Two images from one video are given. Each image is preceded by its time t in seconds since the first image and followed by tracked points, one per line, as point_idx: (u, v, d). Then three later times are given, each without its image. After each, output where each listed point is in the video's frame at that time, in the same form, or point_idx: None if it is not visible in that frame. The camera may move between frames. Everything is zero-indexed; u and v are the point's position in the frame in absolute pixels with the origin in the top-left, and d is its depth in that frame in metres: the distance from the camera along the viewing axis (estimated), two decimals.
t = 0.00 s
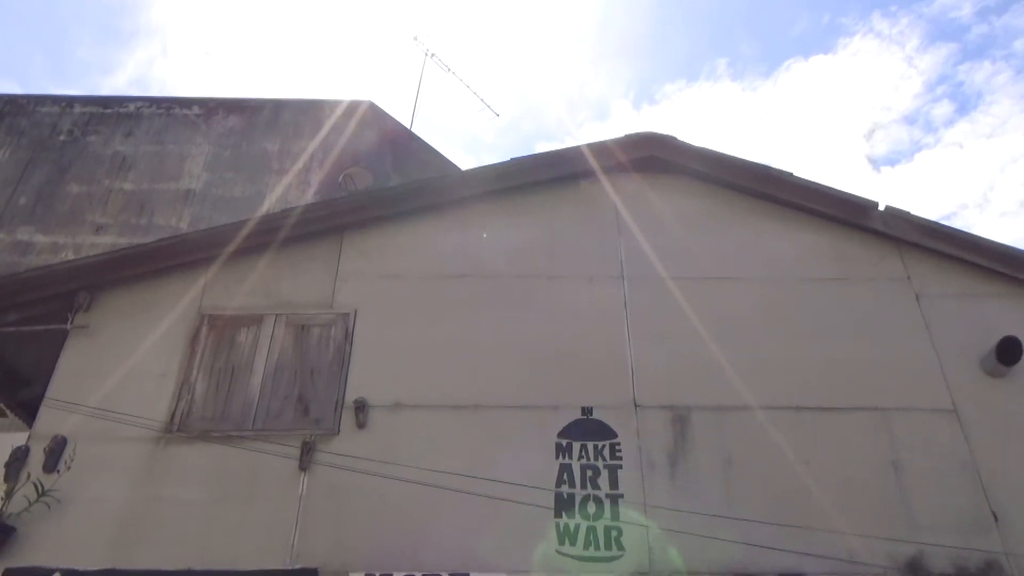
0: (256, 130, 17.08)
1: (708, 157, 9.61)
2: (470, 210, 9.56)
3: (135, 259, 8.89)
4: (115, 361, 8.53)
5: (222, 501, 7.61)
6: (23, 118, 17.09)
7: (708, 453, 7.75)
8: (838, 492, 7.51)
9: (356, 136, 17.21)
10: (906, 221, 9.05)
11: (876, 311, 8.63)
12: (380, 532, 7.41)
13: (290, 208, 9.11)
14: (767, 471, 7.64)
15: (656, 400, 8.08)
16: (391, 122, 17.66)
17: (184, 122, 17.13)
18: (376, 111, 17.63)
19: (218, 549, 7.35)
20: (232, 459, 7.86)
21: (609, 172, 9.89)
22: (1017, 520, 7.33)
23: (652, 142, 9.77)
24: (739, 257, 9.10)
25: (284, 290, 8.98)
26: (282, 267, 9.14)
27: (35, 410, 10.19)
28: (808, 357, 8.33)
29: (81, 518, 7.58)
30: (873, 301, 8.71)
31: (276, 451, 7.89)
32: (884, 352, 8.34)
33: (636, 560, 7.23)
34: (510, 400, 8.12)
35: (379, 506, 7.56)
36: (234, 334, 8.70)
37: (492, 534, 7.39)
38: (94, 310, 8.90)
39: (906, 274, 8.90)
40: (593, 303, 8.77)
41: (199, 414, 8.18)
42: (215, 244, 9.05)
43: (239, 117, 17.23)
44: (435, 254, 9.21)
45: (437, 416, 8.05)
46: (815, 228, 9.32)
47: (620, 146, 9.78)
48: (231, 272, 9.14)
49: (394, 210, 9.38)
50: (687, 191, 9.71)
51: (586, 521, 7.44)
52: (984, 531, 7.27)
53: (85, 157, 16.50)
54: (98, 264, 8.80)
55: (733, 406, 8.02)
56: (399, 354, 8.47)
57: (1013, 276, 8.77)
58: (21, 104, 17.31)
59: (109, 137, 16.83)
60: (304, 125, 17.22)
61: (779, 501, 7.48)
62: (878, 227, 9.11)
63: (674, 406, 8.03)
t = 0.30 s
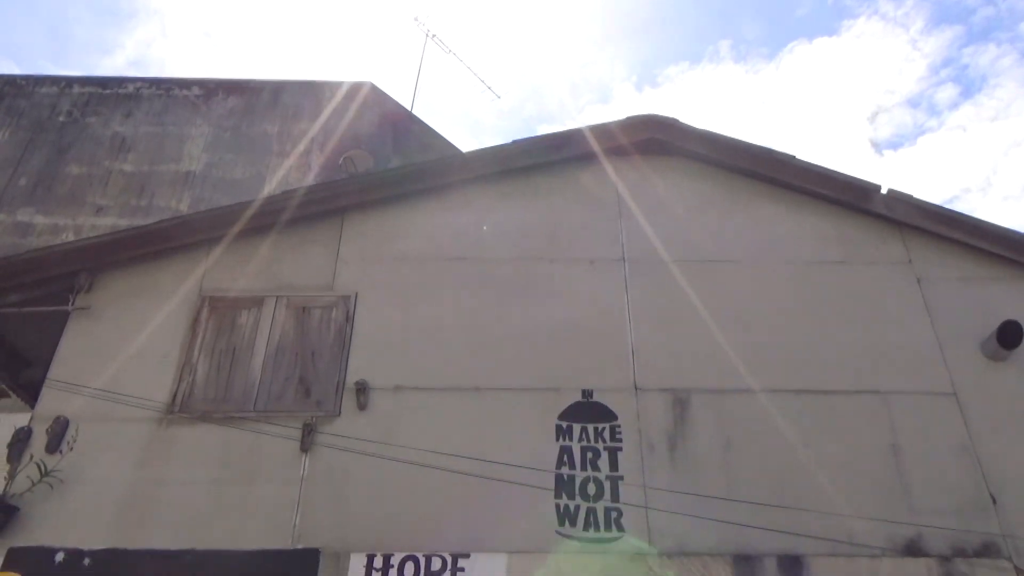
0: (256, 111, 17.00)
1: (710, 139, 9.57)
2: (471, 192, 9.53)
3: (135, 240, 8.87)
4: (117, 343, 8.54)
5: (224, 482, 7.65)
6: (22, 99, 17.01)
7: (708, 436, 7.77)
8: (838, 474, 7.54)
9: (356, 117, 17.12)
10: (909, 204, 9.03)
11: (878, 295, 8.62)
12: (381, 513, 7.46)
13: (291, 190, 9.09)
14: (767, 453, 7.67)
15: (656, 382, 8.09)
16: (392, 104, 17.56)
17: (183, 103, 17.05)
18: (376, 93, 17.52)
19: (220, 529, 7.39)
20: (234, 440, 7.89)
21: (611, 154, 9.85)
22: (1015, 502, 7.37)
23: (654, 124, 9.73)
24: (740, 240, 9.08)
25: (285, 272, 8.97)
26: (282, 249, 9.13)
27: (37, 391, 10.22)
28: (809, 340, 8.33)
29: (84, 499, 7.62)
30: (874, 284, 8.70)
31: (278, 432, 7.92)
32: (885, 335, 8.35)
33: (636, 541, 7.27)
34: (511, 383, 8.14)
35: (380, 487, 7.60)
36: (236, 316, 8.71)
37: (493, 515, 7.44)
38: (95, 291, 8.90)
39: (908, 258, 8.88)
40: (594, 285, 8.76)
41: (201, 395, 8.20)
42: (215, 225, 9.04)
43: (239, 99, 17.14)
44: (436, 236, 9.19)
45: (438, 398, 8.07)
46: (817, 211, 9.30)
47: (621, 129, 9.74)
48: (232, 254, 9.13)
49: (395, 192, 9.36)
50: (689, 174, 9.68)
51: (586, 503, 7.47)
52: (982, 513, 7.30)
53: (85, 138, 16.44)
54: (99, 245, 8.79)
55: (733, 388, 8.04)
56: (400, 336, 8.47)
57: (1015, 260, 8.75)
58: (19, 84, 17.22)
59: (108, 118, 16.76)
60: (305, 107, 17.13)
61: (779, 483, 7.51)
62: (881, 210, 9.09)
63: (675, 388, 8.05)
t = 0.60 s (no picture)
0: (258, 92, 16.92)
1: (713, 121, 9.53)
2: (473, 174, 9.50)
3: (137, 221, 8.87)
4: (119, 324, 8.56)
5: (227, 462, 7.68)
6: (22, 79, 16.94)
7: (709, 417, 7.79)
8: (838, 456, 7.56)
9: (357, 98, 17.04)
10: (912, 186, 9.00)
11: (880, 278, 8.61)
12: (383, 493, 7.50)
13: (293, 171, 9.06)
14: (768, 435, 7.69)
15: (658, 364, 8.10)
16: (393, 85, 17.47)
17: (184, 84, 16.97)
18: (378, 74, 17.43)
19: (223, 509, 7.44)
20: (237, 421, 7.92)
21: (613, 136, 9.80)
22: (1015, 485, 7.39)
23: (656, 105, 9.68)
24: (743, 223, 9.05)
25: (287, 254, 8.97)
26: (284, 230, 9.12)
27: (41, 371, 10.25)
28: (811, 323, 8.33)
29: (88, 479, 7.66)
30: (877, 267, 8.68)
31: (280, 413, 7.94)
32: (887, 318, 8.34)
33: (637, 522, 7.30)
34: (513, 364, 8.15)
35: (382, 468, 7.63)
36: (238, 297, 8.71)
37: (495, 496, 7.46)
38: (97, 272, 8.90)
39: (912, 240, 8.86)
40: (597, 267, 8.75)
41: (204, 376, 8.23)
42: (217, 207, 9.03)
43: (240, 80, 17.05)
44: (438, 218, 9.17)
45: (440, 379, 8.09)
46: (820, 193, 9.26)
47: (623, 110, 9.69)
48: (233, 235, 9.12)
49: (397, 174, 9.33)
50: (692, 155, 9.63)
51: (587, 484, 7.49)
52: (982, 495, 7.33)
53: (86, 119, 16.38)
54: (101, 226, 8.79)
55: (735, 370, 8.05)
56: (402, 317, 8.48)
57: (1019, 242, 8.73)
58: (20, 65, 17.14)
59: (109, 99, 16.69)
60: (306, 88, 17.04)
61: (780, 465, 7.53)
62: (885, 192, 9.05)
63: (677, 370, 8.06)
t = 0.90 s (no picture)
0: (259, 73, 16.83)
1: (718, 100, 9.46)
2: (477, 154, 9.46)
3: (140, 203, 8.86)
4: (124, 306, 8.57)
5: (233, 442, 7.72)
6: (23, 62, 16.86)
7: (714, 397, 7.80)
8: (842, 435, 7.58)
9: (359, 79, 16.93)
10: (919, 165, 8.94)
11: (885, 257, 8.58)
12: (389, 473, 7.53)
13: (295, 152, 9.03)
14: (772, 414, 7.70)
15: (662, 344, 8.10)
16: (395, 65, 17.36)
17: (185, 65, 16.88)
18: (380, 54, 17.31)
19: (229, 489, 7.48)
20: (243, 401, 7.95)
21: (617, 115, 9.74)
22: (1019, 463, 7.40)
23: (661, 84, 9.61)
24: (748, 202, 9.01)
25: (291, 235, 8.96)
26: (287, 212, 9.11)
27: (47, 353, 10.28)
28: (816, 303, 8.31)
29: (96, 459, 7.71)
30: (882, 247, 8.65)
31: (286, 394, 7.97)
32: (892, 297, 8.32)
33: (641, 501, 7.33)
34: (518, 345, 8.16)
35: (387, 448, 7.66)
36: (242, 279, 8.71)
37: (500, 476, 7.49)
38: (101, 255, 8.90)
39: (917, 220, 8.82)
40: (601, 247, 8.73)
41: (209, 357, 8.25)
42: (220, 188, 9.01)
43: (242, 61, 16.95)
44: (441, 198, 9.14)
45: (445, 360, 8.10)
46: (825, 172, 9.21)
47: (628, 89, 9.62)
48: (237, 216, 9.11)
49: (400, 154, 9.29)
50: (697, 135, 9.58)
51: (592, 463, 7.52)
52: (986, 474, 7.35)
53: (87, 101, 16.32)
54: (105, 208, 8.78)
55: (739, 350, 8.05)
56: (406, 298, 8.48)
57: None
58: (20, 47, 17.06)
59: (110, 81, 16.62)
60: (307, 69, 16.94)
61: (784, 444, 7.55)
62: (890, 171, 9.00)
63: (681, 350, 8.06)
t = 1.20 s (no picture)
0: (261, 50, 16.71)
1: (723, 74, 9.38)
2: (480, 130, 9.41)
3: (143, 180, 8.83)
4: (129, 283, 8.58)
5: (239, 418, 7.76)
6: (23, 39, 16.76)
7: (719, 372, 7.81)
8: (847, 411, 7.59)
9: (361, 55, 16.81)
10: (926, 139, 8.87)
11: (892, 232, 8.54)
12: (394, 449, 7.56)
13: (298, 128, 8.98)
14: (776, 389, 7.71)
15: (667, 320, 8.10)
16: (397, 41, 17.22)
17: (186, 41, 16.76)
18: (381, 29, 17.17)
19: (236, 464, 7.53)
20: (248, 378, 7.98)
21: (621, 90, 9.66)
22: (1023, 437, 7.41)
23: (665, 59, 9.51)
24: (753, 177, 8.96)
25: (295, 212, 8.94)
26: (290, 189, 9.08)
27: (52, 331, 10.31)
28: (821, 278, 8.28)
29: (103, 435, 7.76)
30: (888, 221, 8.61)
31: (291, 370, 7.99)
32: (897, 272, 8.29)
33: (646, 475, 7.36)
34: (522, 321, 8.16)
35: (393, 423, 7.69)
36: (246, 256, 8.71)
37: (505, 451, 7.52)
38: (105, 232, 8.91)
39: (924, 194, 8.76)
40: (605, 223, 8.70)
41: (214, 334, 8.27)
42: (223, 166, 8.98)
43: (243, 37, 16.82)
44: (445, 175, 9.11)
45: (449, 336, 8.11)
46: (832, 147, 9.14)
47: (632, 63, 9.52)
48: (240, 193, 9.09)
49: (403, 131, 9.24)
50: (701, 109, 9.50)
51: (597, 438, 7.54)
52: (990, 448, 7.36)
53: (88, 79, 16.24)
54: (107, 186, 8.76)
55: (744, 325, 8.04)
56: (411, 275, 8.47)
57: None
58: (20, 24, 16.94)
59: (111, 58, 16.52)
60: (309, 45, 16.82)
61: (789, 419, 7.57)
62: (897, 145, 8.93)
63: (685, 325, 8.06)
